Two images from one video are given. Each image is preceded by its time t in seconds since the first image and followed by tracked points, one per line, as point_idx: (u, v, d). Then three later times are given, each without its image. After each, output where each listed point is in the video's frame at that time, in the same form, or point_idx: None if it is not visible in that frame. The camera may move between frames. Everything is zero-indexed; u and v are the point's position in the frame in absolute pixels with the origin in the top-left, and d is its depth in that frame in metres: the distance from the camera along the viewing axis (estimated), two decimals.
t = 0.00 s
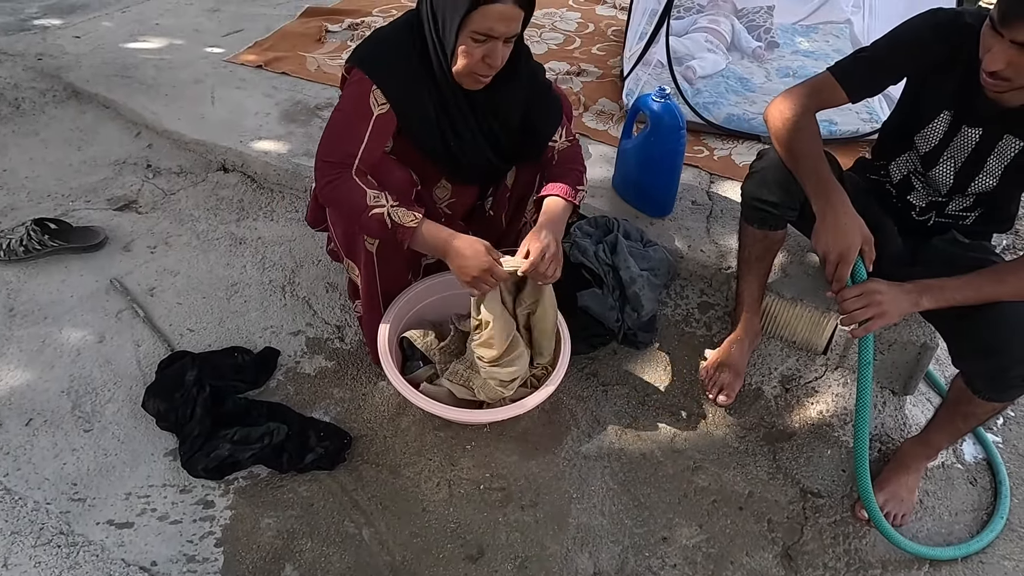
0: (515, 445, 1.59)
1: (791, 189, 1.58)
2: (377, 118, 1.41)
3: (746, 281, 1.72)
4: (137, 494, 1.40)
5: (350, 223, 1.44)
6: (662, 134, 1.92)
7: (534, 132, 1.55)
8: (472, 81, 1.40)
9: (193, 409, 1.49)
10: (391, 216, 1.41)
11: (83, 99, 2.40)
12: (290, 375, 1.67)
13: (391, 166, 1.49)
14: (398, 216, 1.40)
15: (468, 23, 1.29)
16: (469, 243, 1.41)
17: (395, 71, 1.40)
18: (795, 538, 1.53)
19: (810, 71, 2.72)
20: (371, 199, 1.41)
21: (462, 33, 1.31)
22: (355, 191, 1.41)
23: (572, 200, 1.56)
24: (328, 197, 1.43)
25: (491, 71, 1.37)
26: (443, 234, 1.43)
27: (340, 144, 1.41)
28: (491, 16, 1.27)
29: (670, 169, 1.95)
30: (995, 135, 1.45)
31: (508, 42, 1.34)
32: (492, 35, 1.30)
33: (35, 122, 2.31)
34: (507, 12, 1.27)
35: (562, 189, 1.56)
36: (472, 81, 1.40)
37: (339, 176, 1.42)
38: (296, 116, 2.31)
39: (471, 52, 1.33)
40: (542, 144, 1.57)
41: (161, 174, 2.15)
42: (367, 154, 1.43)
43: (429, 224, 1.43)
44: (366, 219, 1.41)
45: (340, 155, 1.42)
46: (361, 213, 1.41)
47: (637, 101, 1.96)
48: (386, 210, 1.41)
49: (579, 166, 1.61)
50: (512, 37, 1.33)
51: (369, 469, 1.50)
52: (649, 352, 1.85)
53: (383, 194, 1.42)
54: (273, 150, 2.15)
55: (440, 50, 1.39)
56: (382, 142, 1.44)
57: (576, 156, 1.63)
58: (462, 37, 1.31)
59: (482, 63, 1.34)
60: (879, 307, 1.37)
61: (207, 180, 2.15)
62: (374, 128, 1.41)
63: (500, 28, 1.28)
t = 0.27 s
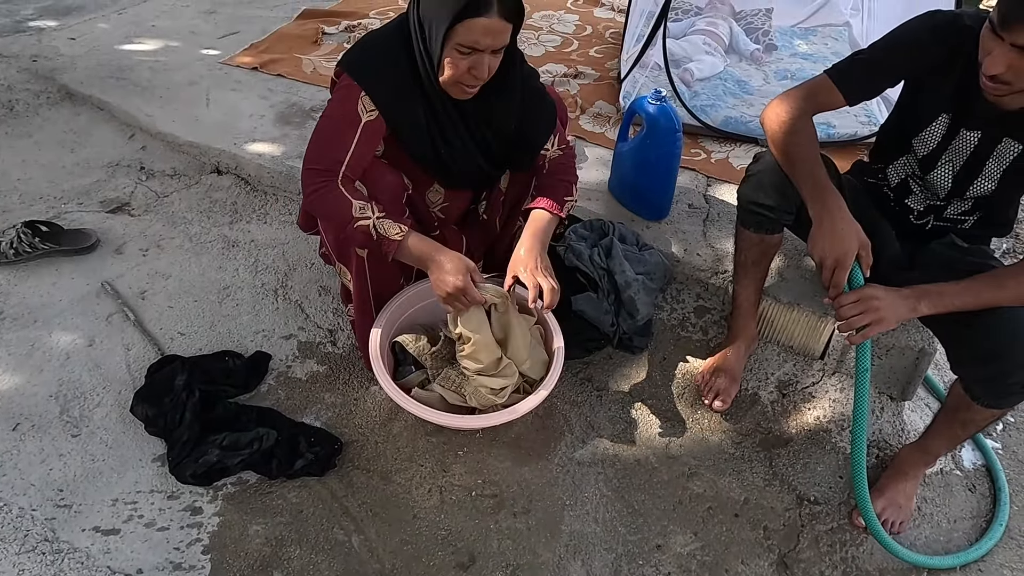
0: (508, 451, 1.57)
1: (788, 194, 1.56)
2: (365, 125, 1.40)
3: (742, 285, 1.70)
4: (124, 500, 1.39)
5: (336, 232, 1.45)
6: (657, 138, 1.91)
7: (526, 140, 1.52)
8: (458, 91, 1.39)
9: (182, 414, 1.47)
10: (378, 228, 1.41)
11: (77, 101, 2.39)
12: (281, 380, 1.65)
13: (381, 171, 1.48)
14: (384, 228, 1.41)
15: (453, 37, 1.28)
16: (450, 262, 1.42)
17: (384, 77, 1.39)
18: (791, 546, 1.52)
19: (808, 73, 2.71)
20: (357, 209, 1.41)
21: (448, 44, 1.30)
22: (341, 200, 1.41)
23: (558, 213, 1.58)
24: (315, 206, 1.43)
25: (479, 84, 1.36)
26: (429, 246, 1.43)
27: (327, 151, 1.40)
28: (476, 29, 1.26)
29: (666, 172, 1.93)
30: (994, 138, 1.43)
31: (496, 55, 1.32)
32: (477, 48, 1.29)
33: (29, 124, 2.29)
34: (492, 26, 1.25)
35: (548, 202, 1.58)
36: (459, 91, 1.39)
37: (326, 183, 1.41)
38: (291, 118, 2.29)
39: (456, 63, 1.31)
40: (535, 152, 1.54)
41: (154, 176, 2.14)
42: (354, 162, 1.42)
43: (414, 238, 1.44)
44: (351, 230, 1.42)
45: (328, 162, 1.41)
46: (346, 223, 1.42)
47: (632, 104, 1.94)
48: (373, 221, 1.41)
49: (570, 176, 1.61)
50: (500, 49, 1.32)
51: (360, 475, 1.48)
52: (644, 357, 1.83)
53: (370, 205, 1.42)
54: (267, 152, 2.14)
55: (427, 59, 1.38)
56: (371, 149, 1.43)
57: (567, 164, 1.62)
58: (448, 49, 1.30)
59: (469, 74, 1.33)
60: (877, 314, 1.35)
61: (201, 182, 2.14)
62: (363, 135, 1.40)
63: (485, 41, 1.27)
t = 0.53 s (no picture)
0: (499, 457, 1.55)
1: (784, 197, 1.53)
2: (357, 129, 1.38)
3: (738, 289, 1.68)
4: (108, 508, 1.37)
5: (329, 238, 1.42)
6: (652, 140, 1.89)
7: (519, 143, 1.50)
8: (452, 95, 1.37)
9: (168, 421, 1.45)
10: (373, 230, 1.40)
11: (69, 103, 2.38)
12: (270, 385, 1.63)
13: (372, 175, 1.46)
14: (381, 232, 1.40)
15: (445, 42, 1.26)
16: (446, 267, 1.42)
17: (376, 80, 1.37)
18: (786, 555, 1.49)
19: (806, 75, 2.69)
20: (353, 213, 1.39)
21: (440, 49, 1.27)
22: (335, 204, 1.38)
23: (533, 219, 1.55)
24: (307, 211, 1.40)
25: (471, 89, 1.34)
26: (427, 250, 1.43)
27: (320, 155, 1.38)
28: (469, 35, 1.24)
29: (661, 175, 1.91)
30: (992, 140, 1.41)
31: (490, 60, 1.30)
32: (470, 54, 1.27)
33: (20, 126, 2.28)
34: (484, 32, 1.23)
35: (524, 206, 1.54)
36: (453, 95, 1.37)
37: (318, 188, 1.39)
38: (284, 120, 2.27)
39: (449, 68, 1.29)
40: (529, 156, 1.52)
41: (146, 179, 2.12)
42: (347, 166, 1.40)
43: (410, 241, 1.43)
44: (346, 234, 1.40)
45: (321, 167, 1.38)
46: (339, 228, 1.39)
47: (627, 106, 1.92)
48: (368, 224, 1.40)
49: (557, 185, 1.58)
50: (494, 55, 1.29)
51: (348, 483, 1.46)
52: (639, 363, 1.81)
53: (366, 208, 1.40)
54: (259, 155, 2.12)
55: (420, 63, 1.35)
56: (363, 153, 1.41)
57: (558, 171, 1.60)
58: (440, 53, 1.28)
59: (461, 79, 1.31)
60: (874, 319, 1.33)
61: (192, 185, 2.12)
62: (356, 138, 1.38)
63: (478, 47, 1.25)
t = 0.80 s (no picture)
0: (488, 463, 1.53)
1: (775, 199, 1.51)
2: (349, 135, 1.35)
3: (729, 292, 1.66)
4: (90, 516, 1.35)
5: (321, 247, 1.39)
6: (644, 142, 1.87)
7: (508, 150, 1.48)
8: (440, 101, 1.35)
9: (152, 427, 1.44)
10: (368, 242, 1.38)
11: (58, 105, 2.36)
12: (257, 391, 1.61)
13: (361, 180, 1.44)
14: (375, 244, 1.38)
15: (433, 48, 1.24)
16: (438, 283, 1.41)
17: (365, 83, 1.34)
18: (778, 561, 1.47)
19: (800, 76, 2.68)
20: (347, 224, 1.37)
21: (427, 55, 1.26)
22: (330, 214, 1.36)
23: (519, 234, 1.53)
24: (298, 219, 1.37)
25: (458, 95, 1.32)
26: (421, 263, 1.42)
27: (312, 164, 1.35)
28: (457, 42, 1.22)
29: (653, 177, 1.89)
30: (985, 142, 1.40)
31: (477, 66, 1.29)
32: (458, 61, 1.25)
33: (8, 129, 2.26)
34: (472, 39, 1.22)
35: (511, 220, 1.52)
36: (441, 100, 1.35)
37: (312, 198, 1.36)
38: (274, 122, 2.26)
39: (436, 74, 1.28)
40: (518, 162, 1.50)
41: (134, 182, 2.10)
42: (341, 173, 1.38)
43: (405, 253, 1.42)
44: (340, 245, 1.37)
45: (314, 175, 1.35)
46: (333, 239, 1.37)
47: (618, 108, 1.90)
48: (363, 236, 1.38)
49: (541, 196, 1.56)
50: (481, 61, 1.28)
51: (335, 490, 1.44)
52: (631, 367, 1.79)
53: (361, 220, 1.38)
54: (248, 157, 2.10)
55: (408, 67, 1.33)
56: (354, 159, 1.39)
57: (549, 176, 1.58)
58: (427, 59, 1.26)
59: (449, 86, 1.29)
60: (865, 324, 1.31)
61: (181, 187, 2.10)
62: (348, 145, 1.36)
63: (465, 54, 1.24)
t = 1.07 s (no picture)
0: (478, 468, 1.52)
1: (767, 200, 1.49)
2: (338, 141, 1.33)
3: (722, 294, 1.65)
4: (73, 524, 1.33)
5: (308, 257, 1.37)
6: (635, 142, 1.85)
7: (496, 155, 1.46)
8: (423, 112, 1.34)
9: (137, 433, 1.42)
10: (356, 255, 1.35)
11: (47, 107, 2.34)
12: (244, 395, 1.60)
13: (347, 185, 1.42)
14: (363, 257, 1.35)
15: (413, 61, 1.22)
16: (426, 298, 1.37)
17: (349, 91, 1.32)
18: (771, 566, 1.46)
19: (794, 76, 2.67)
20: (336, 236, 1.34)
21: (407, 68, 1.24)
22: (318, 224, 1.33)
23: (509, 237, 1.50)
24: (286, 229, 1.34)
25: (440, 106, 1.30)
26: (408, 279, 1.39)
27: (300, 173, 1.31)
28: (436, 56, 1.20)
29: (645, 178, 1.88)
30: (978, 141, 1.38)
31: (460, 78, 1.26)
32: (437, 74, 1.23)
33: None
34: (451, 53, 1.20)
35: (501, 222, 1.50)
36: (424, 110, 1.33)
37: (301, 208, 1.33)
38: (264, 123, 2.24)
39: (417, 86, 1.26)
40: (508, 165, 1.48)
41: (122, 184, 2.09)
42: (329, 181, 1.35)
43: (392, 266, 1.39)
44: (328, 257, 1.34)
45: (304, 185, 1.32)
46: (321, 250, 1.34)
47: (609, 108, 1.89)
48: (352, 249, 1.35)
49: (534, 200, 1.54)
50: (463, 74, 1.26)
51: (322, 496, 1.43)
52: (623, 369, 1.77)
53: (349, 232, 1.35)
54: (238, 159, 2.08)
55: (390, 75, 1.31)
56: (342, 165, 1.36)
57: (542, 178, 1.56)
58: (408, 72, 1.24)
59: (430, 97, 1.27)
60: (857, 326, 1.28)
61: (170, 190, 2.08)
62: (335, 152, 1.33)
63: (445, 68, 1.22)
